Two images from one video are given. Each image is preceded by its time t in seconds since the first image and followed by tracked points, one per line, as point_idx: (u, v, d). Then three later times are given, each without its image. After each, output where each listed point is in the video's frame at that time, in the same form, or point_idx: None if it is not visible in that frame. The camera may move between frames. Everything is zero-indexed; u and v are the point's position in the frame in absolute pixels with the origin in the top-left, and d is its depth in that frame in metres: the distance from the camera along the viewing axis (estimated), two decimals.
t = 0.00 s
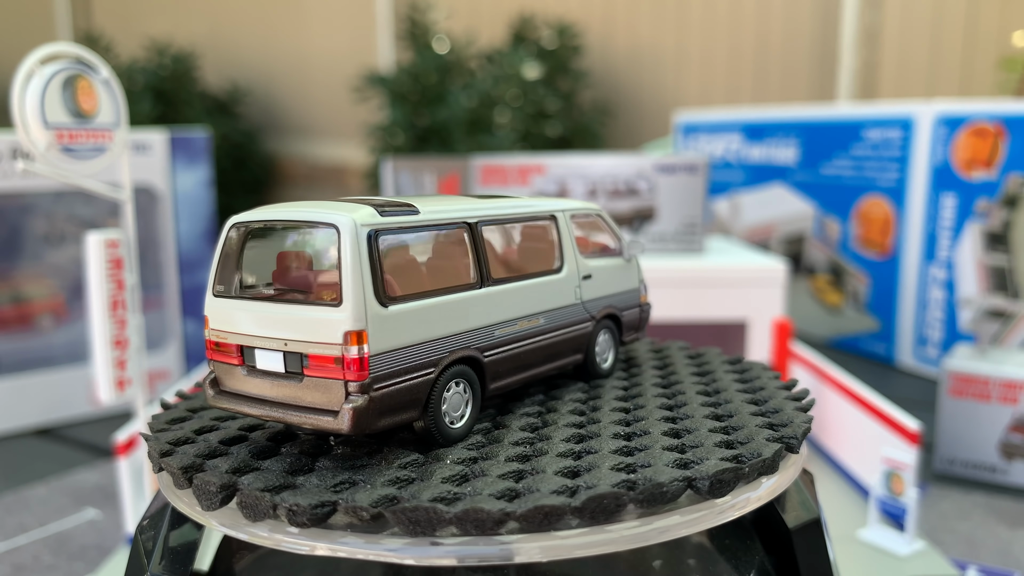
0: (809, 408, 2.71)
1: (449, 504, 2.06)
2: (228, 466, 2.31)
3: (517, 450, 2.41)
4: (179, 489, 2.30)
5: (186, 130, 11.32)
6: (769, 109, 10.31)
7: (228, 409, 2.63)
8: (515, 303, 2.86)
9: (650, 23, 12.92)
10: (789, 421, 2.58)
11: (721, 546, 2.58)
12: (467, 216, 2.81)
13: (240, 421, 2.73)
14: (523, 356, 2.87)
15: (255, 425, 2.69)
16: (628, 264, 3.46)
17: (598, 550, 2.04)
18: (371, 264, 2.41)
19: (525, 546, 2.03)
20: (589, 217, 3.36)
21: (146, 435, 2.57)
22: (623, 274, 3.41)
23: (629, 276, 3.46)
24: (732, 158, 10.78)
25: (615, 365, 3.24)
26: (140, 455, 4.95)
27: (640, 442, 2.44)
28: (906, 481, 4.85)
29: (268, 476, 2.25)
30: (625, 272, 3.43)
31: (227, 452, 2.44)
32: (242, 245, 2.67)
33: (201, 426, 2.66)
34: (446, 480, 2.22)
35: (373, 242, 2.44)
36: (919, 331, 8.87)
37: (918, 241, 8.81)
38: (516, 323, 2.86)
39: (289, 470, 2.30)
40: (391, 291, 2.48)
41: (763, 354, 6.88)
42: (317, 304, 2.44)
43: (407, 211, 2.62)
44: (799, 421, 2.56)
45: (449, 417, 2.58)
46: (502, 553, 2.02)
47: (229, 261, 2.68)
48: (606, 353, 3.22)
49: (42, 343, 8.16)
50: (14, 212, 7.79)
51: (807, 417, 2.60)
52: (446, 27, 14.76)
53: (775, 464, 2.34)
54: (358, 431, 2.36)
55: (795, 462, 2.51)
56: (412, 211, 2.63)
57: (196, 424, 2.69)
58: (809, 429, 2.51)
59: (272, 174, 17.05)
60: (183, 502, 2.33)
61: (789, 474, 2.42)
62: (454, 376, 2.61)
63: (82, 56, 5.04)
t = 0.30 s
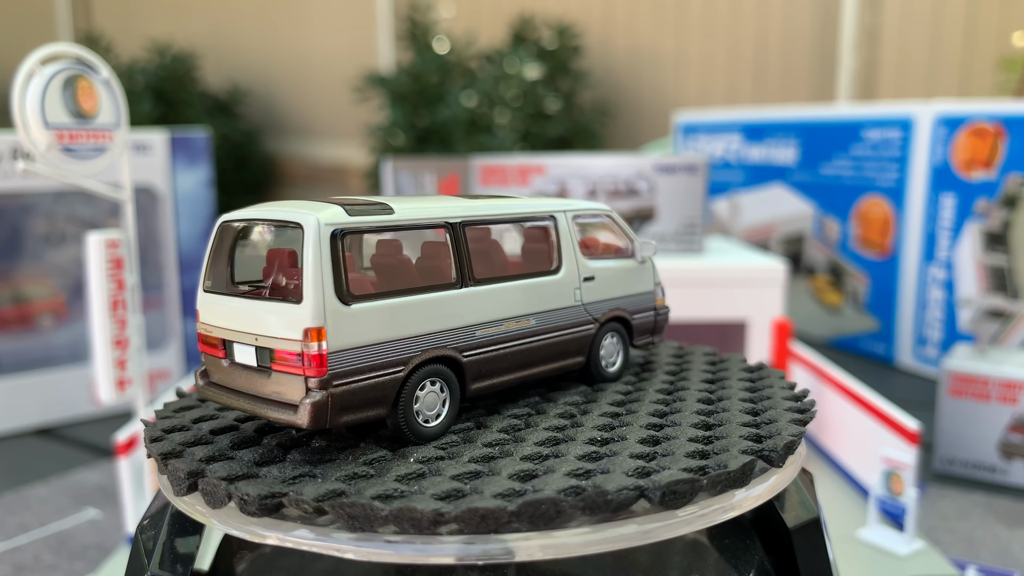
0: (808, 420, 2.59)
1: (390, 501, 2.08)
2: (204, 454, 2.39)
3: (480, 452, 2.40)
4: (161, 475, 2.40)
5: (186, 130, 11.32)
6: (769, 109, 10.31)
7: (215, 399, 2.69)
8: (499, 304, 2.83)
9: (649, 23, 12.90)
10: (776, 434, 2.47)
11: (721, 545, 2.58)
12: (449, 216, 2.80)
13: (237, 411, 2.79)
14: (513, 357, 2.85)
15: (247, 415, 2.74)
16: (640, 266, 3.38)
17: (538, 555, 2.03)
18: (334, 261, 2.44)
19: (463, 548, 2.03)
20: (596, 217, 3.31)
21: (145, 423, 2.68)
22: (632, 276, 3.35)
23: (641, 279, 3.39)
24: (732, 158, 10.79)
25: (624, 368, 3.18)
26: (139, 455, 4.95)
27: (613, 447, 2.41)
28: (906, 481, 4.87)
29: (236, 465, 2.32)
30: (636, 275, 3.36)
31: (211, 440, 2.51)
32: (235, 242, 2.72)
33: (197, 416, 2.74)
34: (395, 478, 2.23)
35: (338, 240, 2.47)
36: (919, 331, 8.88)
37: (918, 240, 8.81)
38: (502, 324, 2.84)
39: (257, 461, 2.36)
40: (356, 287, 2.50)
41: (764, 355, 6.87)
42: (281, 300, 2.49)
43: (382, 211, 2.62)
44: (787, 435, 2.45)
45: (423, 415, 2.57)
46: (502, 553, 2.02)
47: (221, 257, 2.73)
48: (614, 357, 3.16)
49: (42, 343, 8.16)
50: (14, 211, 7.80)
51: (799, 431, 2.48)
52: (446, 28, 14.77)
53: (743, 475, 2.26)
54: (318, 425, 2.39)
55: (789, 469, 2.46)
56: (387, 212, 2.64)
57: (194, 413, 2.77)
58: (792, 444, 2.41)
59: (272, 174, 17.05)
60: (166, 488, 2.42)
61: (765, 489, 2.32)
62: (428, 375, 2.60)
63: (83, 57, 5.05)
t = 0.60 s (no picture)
0: (798, 433, 2.44)
1: (334, 495, 2.12)
2: (190, 440, 2.48)
3: (442, 451, 2.40)
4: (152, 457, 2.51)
5: (187, 130, 11.31)
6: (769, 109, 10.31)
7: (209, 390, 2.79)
8: (484, 305, 2.80)
9: (649, 24, 12.91)
10: (754, 446, 2.36)
11: (721, 545, 2.59)
12: (432, 215, 2.80)
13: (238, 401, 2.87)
14: (503, 358, 2.83)
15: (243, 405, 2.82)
16: (651, 268, 3.26)
17: (477, 556, 2.02)
18: (300, 257, 2.50)
19: (399, 546, 2.04)
20: (600, 217, 3.22)
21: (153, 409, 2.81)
22: (641, 279, 3.24)
23: (653, 282, 3.27)
24: (732, 158, 10.80)
25: (632, 371, 3.09)
26: (140, 455, 4.96)
27: (578, 451, 2.37)
28: (906, 480, 4.87)
29: (211, 453, 2.39)
30: (646, 278, 3.25)
31: (203, 428, 2.60)
32: (234, 236, 2.76)
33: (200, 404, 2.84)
34: (348, 474, 2.25)
35: (307, 238, 2.53)
36: (919, 331, 8.88)
37: (918, 240, 8.81)
38: (488, 324, 2.82)
39: (231, 450, 2.42)
40: (327, 284, 2.55)
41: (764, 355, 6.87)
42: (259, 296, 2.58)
43: (358, 211, 2.65)
44: (765, 447, 2.34)
45: (399, 413, 2.61)
46: (502, 550, 2.03)
47: (223, 247, 2.80)
48: (620, 361, 3.09)
49: (43, 343, 8.15)
50: (14, 211, 7.81)
51: (780, 446, 2.35)
52: (445, 28, 14.78)
53: (698, 487, 2.19)
54: (284, 418, 2.46)
55: (789, 470, 2.48)
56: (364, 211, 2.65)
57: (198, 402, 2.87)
58: (765, 459, 2.29)
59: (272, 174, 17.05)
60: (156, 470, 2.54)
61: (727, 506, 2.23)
62: (402, 373, 2.63)
63: (83, 56, 5.07)
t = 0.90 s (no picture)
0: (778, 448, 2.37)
1: (282, 486, 2.17)
2: (183, 427, 2.61)
3: (407, 450, 2.41)
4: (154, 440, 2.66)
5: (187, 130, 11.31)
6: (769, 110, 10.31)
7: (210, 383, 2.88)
8: (469, 304, 2.81)
9: (649, 24, 12.90)
10: (721, 458, 2.29)
11: (720, 544, 2.61)
12: (417, 216, 2.83)
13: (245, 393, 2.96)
14: (489, 358, 2.83)
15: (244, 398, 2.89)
16: (659, 271, 3.18)
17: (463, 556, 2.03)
18: (271, 258, 2.56)
19: (341, 538, 2.08)
20: (605, 218, 3.17)
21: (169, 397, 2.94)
22: (649, 281, 3.16)
23: (663, 285, 3.19)
24: (732, 158, 10.81)
25: (636, 376, 3.05)
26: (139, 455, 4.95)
27: (541, 455, 2.34)
28: (906, 480, 4.86)
29: (194, 441, 2.50)
30: (654, 281, 3.17)
31: (201, 418, 2.72)
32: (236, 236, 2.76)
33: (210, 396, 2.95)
34: (306, 468, 2.30)
35: (280, 239, 2.60)
36: (919, 331, 8.89)
37: (917, 240, 8.81)
38: (474, 324, 2.82)
39: (212, 438, 2.52)
40: (297, 284, 2.62)
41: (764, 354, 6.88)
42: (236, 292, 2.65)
43: (339, 209, 2.71)
44: (732, 461, 2.27)
45: (376, 410, 2.66)
46: (502, 549, 2.03)
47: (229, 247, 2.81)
48: (624, 364, 3.05)
49: (43, 343, 8.16)
50: (15, 212, 7.82)
51: (749, 461, 2.27)
52: (446, 29, 14.78)
53: (646, 499, 2.14)
54: (256, 410, 2.57)
55: (789, 465, 2.49)
56: (344, 210, 2.71)
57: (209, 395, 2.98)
58: (726, 472, 2.23)
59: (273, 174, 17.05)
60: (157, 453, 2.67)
61: (680, 519, 2.17)
62: (379, 371, 2.68)
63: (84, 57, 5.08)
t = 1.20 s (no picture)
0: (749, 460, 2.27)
1: (241, 476, 2.23)
2: (187, 415, 2.74)
3: (378, 447, 2.44)
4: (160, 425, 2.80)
5: (187, 130, 11.32)
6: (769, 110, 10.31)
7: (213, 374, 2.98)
8: (455, 305, 2.84)
9: (649, 24, 12.90)
10: (682, 469, 2.21)
11: (719, 544, 2.64)
12: (403, 215, 2.87)
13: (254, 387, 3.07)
14: (475, 359, 2.87)
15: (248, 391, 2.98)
16: (665, 274, 3.14)
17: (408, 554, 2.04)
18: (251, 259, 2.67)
19: (325, 535, 2.11)
20: (608, 219, 3.13)
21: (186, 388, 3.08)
22: (653, 285, 3.12)
23: (668, 289, 3.14)
24: (732, 158, 10.82)
25: (637, 381, 3.04)
26: (139, 454, 4.95)
27: (502, 458, 2.32)
28: (905, 480, 4.87)
29: (187, 429, 2.62)
30: (658, 284, 3.13)
31: (208, 407, 2.85)
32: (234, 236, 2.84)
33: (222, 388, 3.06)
34: (273, 460, 2.35)
35: (262, 237, 2.70)
36: (919, 331, 8.89)
37: (917, 240, 8.81)
38: (459, 324, 2.86)
39: (205, 426, 2.63)
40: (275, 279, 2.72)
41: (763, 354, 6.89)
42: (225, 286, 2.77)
43: (322, 209, 2.77)
44: (691, 472, 2.19)
45: (357, 406, 2.73)
46: (506, 546, 2.05)
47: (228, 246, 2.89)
48: (623, 369, 3.03)
49: (43, 343, 8.17)
50: (15, 212, 7.82)
51: (709, 474, 2.18)
52: (446, 29, 14.78)
53: (589, 507, 2.09)
54: (236, 401, 2.68)
55: (789, 463, 2.50)
56: (328, 210, 2.77)
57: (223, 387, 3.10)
58: (681, 484, 2.15)
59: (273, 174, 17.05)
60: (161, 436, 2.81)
61: (627, 530, 2.12)
62: (360, 368, 2.75)
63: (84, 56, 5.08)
